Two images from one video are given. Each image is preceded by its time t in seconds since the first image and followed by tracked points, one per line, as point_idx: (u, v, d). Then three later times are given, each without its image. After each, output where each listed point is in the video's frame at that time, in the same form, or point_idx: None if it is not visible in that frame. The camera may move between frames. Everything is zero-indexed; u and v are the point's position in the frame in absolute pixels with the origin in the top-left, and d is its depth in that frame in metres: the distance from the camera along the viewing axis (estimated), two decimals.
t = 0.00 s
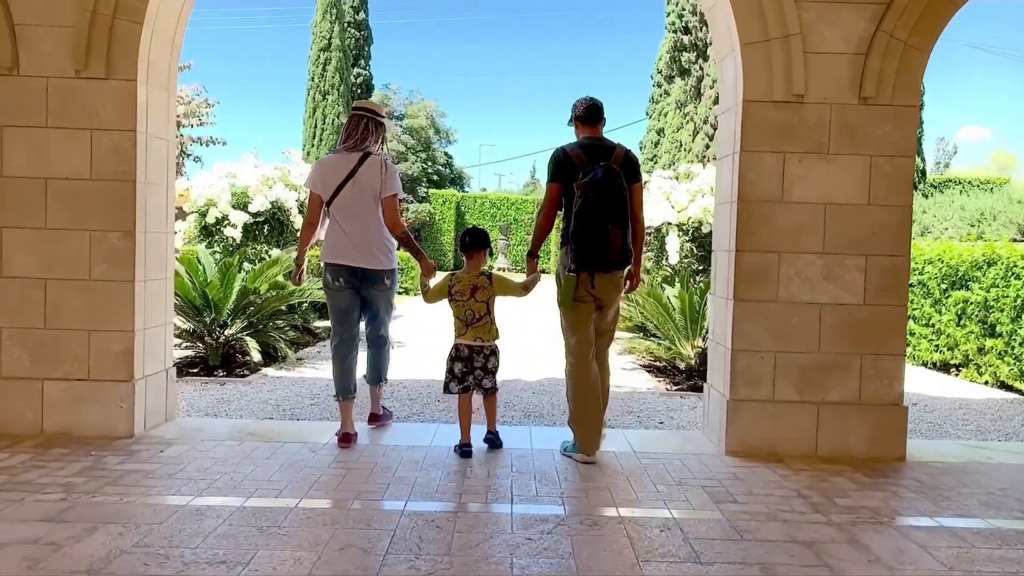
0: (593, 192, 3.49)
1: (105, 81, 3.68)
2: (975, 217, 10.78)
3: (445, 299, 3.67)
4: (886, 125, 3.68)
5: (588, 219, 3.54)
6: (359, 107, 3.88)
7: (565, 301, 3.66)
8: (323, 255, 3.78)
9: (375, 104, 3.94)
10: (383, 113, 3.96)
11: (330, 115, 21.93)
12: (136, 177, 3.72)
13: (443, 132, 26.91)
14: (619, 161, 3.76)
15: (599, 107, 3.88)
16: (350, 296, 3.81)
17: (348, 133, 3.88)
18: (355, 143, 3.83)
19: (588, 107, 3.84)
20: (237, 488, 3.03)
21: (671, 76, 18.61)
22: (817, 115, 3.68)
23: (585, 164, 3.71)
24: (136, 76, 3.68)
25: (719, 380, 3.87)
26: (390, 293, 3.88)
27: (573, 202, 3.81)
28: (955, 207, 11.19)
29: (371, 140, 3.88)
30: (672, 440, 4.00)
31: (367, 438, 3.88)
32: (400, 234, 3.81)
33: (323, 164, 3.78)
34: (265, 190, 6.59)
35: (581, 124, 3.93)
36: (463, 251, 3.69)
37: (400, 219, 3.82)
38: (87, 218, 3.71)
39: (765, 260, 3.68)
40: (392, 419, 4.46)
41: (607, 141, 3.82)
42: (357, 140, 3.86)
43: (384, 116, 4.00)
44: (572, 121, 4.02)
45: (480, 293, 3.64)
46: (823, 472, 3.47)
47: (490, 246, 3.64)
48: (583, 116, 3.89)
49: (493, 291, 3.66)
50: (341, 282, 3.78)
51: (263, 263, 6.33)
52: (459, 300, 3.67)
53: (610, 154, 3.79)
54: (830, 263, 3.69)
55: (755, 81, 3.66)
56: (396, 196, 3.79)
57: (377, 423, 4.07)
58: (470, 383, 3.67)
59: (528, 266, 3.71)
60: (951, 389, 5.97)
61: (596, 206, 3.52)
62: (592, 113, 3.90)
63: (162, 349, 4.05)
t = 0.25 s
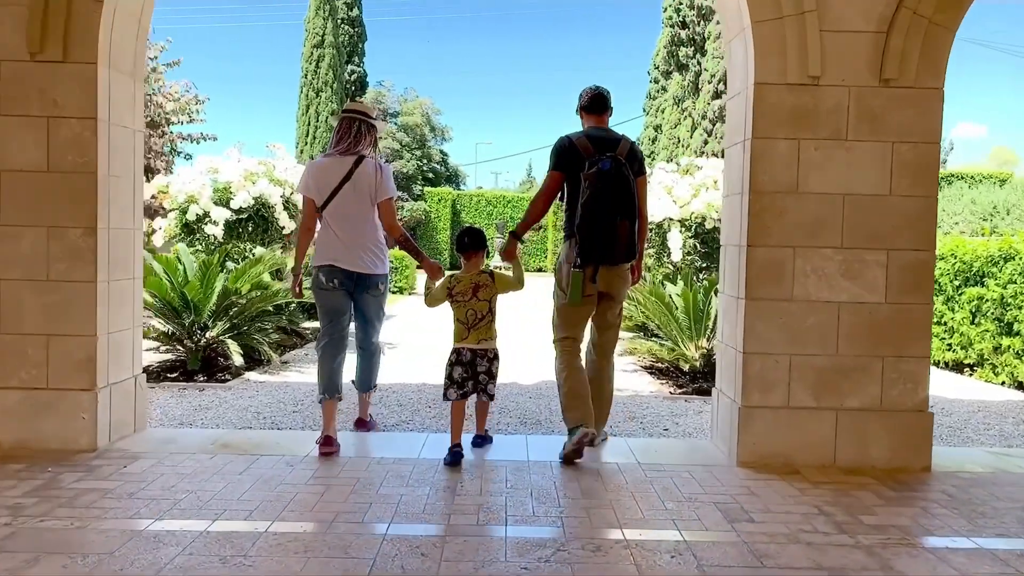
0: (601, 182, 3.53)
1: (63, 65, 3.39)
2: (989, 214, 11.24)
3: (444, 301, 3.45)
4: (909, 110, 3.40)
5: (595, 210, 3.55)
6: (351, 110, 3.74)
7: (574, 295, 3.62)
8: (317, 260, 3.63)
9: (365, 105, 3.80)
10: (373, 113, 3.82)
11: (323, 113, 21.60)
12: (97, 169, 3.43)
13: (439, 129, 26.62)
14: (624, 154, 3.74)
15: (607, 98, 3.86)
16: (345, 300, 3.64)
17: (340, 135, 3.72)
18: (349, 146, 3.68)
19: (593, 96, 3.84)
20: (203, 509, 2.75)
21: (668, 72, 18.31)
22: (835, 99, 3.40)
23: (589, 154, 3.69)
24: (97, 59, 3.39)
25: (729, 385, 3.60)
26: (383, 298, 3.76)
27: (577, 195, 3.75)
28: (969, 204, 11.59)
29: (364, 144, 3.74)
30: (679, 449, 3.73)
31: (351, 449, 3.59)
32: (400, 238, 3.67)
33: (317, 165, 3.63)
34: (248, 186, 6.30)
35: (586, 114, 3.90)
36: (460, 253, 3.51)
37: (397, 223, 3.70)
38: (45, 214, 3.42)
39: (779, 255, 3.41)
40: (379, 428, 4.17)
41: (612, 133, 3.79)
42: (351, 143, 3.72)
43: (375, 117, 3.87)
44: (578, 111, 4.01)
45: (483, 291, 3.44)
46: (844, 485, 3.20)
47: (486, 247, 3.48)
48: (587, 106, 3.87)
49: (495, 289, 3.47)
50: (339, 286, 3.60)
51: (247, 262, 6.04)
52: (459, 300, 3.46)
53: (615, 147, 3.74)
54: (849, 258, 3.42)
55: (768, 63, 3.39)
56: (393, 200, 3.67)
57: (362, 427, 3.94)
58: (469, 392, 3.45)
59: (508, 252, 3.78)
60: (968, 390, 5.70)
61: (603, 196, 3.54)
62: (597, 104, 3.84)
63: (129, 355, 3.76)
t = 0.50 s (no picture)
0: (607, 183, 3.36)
1: (32, 52, 3.17)
2: (1002, 215, 11.24)
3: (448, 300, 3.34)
4: (936, 105, 3.18)
5: (602, 211, 3.38)
6: (352, 113, 3.76)
7: (576, 300, 3.45)
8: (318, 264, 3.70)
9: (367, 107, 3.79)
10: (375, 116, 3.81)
11: (321, 112, 21.38)
12: (68, 164, 3.21)
13: (438, 130, 26.41)
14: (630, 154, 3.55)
15: (610, 98, 3.67)
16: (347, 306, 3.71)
17: (342, 139, 3.76)
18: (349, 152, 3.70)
19: (596, 95, 3.65)
20: (173, 534, 2.52)
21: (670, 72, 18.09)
22: (857, 93, 3.18)
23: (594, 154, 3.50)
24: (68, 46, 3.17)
25: (742, 398, 3.37)
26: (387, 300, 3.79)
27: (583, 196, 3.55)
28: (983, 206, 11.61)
29: (365, 148, 3.76)
30: (688, 466, 3.50)
31: (338, 464, 3.36)
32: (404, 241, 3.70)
33: (318, 171, 3.67)
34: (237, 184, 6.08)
35: (589, 114, 3.70)
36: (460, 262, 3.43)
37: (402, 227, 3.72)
38: (11, 212, 3.20)
39: (797, 260, 3.19)
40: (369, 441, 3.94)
41: (617, 133, 3.59)
42: (352, 148, 3.74)
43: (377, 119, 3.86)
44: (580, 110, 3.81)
45: (488, 289, 3.33)
46: (866, 508, 2.97)
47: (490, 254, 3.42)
48: (591, 105, 3.67)
49: (501, 287, 3.36)
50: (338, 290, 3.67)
51: (236, 263, 5.82)
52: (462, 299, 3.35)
53: (620, 147, 3.54)
54: (871, 264, 3.20)
55: (786, 54, 3.17)
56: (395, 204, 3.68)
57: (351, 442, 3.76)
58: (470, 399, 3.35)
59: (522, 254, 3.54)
60: (985, 401, 5.48)
61: (610, 198, 3.36)
62: (602, 105, 3.66)
63: (103, 362, 3.52)
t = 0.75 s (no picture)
0: (608, 184, 3.27)
1: (16, 41, 3.04)
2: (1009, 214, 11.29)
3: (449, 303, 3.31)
4: (957, 99, 3.06)
5: (603, 212, 3.29)
6: (354, 108, 3.80)
7: (580, 301, 3.37)
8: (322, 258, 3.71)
9: (371, 104, 3.86)
10: (378, 113, 3.87)
11: (320, 111, 21.24)
12: (53, 157, 3.08)
13: (438, 129, 26.29)
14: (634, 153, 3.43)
15: (614, 95, 3.54)
16: (348, 305, 3.75)
17: (345, 134, 3.78)
18: (352, 145, 3.74)
19: (600, 93, 3.53)
20: (158, 546, 2.39)
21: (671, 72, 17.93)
22: (875, 86, 3.05)
23: (597, 153, 3.39)
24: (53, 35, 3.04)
25: (754, 403, 3.25)
26: (384, 300, 3.73)
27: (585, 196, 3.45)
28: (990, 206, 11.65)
29: (368, 142, 3.80)
30: (697, 473, 3.37)
31: (333, 471, 3.22)
32: (411, 237, 3.67)
33: (322, 166, 3.70)
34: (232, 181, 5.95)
35: (592, 112, 3.58)
36: (460, 277, 3.37)
37: (408, 223, 3.71)
38: None
39: (812, 260, 3.07)
40: (366, 446, 3.81)
41: (620, 130, 3.47)
42: (356, 143, 3.77)
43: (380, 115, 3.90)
44: (581, 108, 3.69)
45: (486, 298, 3.24)
46: (884, 518, 2.85)
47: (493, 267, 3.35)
48: (594, 103, 3.55)
49: (502, 296, 3.28)
50: (334, 290, 3.71)
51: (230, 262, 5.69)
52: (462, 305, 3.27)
53: (623, 145, 3.42)
54: (889, 264, 3.07)
55: (802, 45, 3.04)
56: (400, 199, 3.71)
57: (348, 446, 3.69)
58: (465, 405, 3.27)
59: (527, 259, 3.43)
60: (997, 405, 5.35)
61: (612, 198, 3.27)
62: (606, 103, 3.54)
63: (90, 364, 3.39)
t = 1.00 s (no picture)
0: (607, 183, 3.21)
1: (10, 36, 2.99)
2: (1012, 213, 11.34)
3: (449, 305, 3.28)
4: (966, 95, 3.00)
5: (603, 211, 3.24)
6: (356, 105, 3.74)
7: (580, 301, 3.30)
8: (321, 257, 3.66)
9: (373, 101, 3.81)
10: (381, 111, 3.82)
11: (320, 110, 21.19)
12: (47, 155, 3.02)
13: (438, 128, 26.25)
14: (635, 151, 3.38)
15: (615, 93, 3.49)
16: (348, 303, 3.72)
17: (347, 132, 3.73)
18: (354, 143, 3.69)
19: (602, 91, 3.47)
20: (152, 551, 2.34)
21: (671, 70, 17.74)
22: (883, 82, 3.00)
23: (597, 152, 3.34)
24: (47, 29, 2.99)
25: (759, 404, 3.20)
26: (383, 299, 3.67)
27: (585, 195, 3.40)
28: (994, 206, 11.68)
29: (370, 140, 3.74)
30: (701, 475, 3.32)
31: (332, 473, 3.17)
32: (412, 236, 3.62)
33: (323, 163, 3.65)
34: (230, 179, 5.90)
35: (593, 111, 3.53)
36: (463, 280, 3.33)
37: (409, 221, 3.67)
38: None
39: (819, 258, 3.01)
40: (365, 448, 3.76)
41: (621, 129, 3.42)
42: (357, 140, 3.72)
43: (382, 112, 3.85)
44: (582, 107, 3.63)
45: (484, 304, 3.20)
46: (893, 522, 2.80)
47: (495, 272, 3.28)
48: (595, 102, 3.49)
49: (502, 302, 3.24)
50: (333, 290, 3.69)
51: (228, 261, 5.64)
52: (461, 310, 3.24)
53: (623, 144, 3.36)
54: (897, 262, 3.02)
55: (809, 40, 2.98)
56: (401, 197, 3.66)
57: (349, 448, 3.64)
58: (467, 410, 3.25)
59: (529, 262, 3.40)
60: (1002, 405, 5.30)
61: (611, 197, 3.22)
62: (607, 101, 3.48)
63: (85, 364, 3.34)
